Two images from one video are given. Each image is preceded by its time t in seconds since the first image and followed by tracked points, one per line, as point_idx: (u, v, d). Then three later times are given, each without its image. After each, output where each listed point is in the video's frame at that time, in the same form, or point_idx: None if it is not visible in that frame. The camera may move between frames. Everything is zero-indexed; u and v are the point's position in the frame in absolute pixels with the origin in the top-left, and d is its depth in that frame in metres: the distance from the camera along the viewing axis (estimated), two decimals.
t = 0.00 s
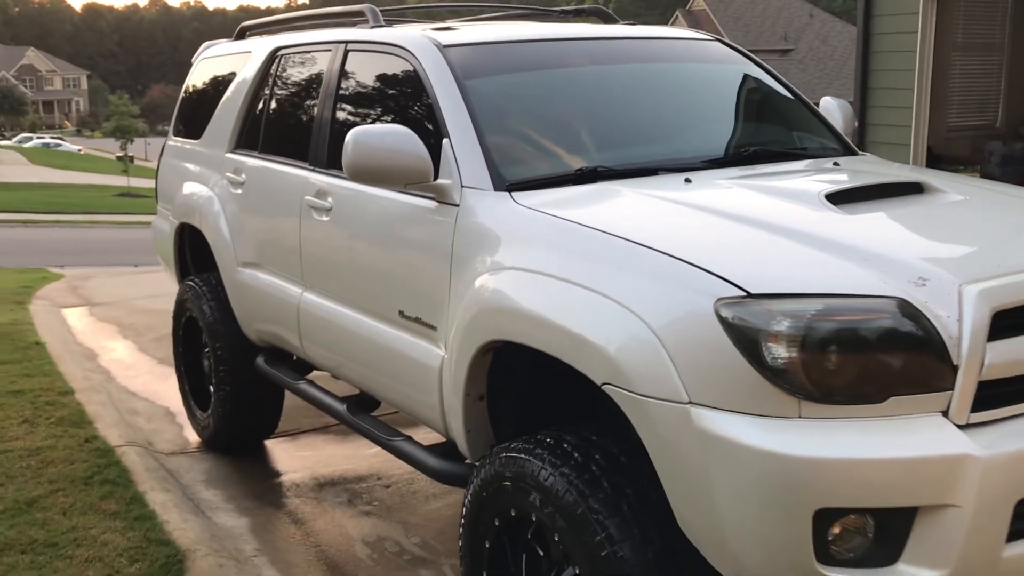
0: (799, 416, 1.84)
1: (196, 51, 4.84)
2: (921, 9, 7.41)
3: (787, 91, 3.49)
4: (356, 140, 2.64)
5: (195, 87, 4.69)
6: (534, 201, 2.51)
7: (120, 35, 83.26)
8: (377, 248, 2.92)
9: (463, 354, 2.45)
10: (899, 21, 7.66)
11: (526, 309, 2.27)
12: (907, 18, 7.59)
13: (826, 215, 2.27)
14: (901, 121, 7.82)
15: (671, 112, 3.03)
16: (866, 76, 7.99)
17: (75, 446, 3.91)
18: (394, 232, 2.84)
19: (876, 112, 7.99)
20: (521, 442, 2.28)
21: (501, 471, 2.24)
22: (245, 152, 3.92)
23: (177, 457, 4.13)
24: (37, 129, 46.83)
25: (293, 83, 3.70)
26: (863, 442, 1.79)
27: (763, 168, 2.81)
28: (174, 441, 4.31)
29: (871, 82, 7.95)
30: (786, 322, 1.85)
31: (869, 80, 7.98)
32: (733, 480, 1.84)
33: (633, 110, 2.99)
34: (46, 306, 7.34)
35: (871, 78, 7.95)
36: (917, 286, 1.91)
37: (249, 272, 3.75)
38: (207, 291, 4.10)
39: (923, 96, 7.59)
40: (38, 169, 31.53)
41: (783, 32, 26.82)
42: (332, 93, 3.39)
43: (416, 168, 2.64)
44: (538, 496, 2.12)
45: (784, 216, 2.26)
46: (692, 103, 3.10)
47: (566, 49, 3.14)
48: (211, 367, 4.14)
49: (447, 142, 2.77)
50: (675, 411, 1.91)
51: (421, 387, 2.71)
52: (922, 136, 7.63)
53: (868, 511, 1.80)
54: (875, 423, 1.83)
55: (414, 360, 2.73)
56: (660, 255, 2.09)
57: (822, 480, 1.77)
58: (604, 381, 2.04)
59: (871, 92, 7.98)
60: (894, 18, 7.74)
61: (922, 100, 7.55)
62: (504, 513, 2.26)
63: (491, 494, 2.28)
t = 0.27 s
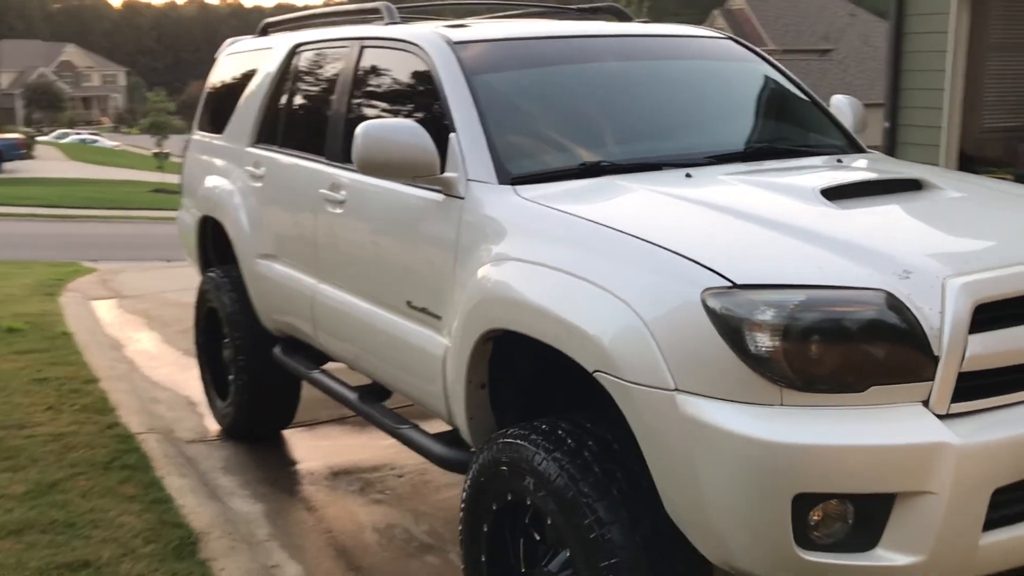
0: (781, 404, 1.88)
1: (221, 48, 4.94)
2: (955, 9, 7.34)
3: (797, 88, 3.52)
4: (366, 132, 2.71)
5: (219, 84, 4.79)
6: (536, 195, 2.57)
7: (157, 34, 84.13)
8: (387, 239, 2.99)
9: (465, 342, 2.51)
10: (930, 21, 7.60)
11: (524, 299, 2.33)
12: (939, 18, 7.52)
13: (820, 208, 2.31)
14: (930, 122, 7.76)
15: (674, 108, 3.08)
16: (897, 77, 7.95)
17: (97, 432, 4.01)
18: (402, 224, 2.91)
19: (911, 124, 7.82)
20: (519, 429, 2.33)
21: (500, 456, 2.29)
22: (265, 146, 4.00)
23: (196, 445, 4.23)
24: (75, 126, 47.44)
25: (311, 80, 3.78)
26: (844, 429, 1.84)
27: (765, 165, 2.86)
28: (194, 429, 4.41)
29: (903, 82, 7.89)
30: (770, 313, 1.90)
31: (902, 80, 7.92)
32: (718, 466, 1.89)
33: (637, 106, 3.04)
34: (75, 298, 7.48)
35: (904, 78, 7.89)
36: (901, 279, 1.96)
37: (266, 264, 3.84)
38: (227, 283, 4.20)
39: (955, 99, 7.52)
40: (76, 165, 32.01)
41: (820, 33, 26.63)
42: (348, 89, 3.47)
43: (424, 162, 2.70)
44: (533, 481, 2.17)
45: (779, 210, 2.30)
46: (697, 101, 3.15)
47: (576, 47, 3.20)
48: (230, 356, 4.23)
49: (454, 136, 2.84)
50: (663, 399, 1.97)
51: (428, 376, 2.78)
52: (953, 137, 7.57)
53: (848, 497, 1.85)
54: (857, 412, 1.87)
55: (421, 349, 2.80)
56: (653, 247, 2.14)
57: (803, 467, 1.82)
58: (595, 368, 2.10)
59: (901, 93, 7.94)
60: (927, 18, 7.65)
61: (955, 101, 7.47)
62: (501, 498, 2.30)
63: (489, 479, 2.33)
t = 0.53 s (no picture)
0: (766, 389, 1.94)
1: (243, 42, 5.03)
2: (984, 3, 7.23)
3: (807, 83, 3.54)
4: (376, 125, 2.78)
5: (241, 77, 4.87)
6: (539, 186, 2.63)
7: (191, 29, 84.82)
8: (396, 229, 3.06)
9: (467, 329, 2.58)
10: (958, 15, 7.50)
11: (523, 288, 2.39)
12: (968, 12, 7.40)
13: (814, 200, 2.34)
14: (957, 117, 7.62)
15: (681, 102, 3.13)
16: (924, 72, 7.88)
17: (119, 416, 4.12)
18: (411, 214, 2.99)
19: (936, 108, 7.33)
20: (517, 413, 2.39)
21: (498, 439, 2.36)
22: (283, 139, 4.09)
23: (215, 430, 4.32)
24: (110, 119, 47.97)
25: (328, 73, 3.85)
26: (826, 414, 1.89)
27: (768, 158, 2.89)
28: (213, 415, 4.51)
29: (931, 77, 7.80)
30: (756, 300, 1.95)
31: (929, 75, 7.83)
32: (703, 449, 1.95)
33: (643, 100, 3.09)
34: (104, 289, 7.61)
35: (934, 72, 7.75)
36: (888, 269, 1.99)
37: (284, 254, 3.93)
38: (247, 273, 4.29)
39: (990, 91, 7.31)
40: (109, 158, 32.38)
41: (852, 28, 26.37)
42: (362, 82, 3.54)
43: (431, 153, 2.77)
44: (528, 462, 2.24)
45: (774, 202, 2.34)
46: (704, 95, 3.19)
47: (585, 42, 3.25)
48: (248, 344, 4.33)
49: (460, 129, 2.91)
50: (652, 384, 2.02)
51: (433, 362, 2.85)
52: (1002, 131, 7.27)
53: (830, 480, 1.90)
54: (840, 398, 1.92)
55: (426, 337, 2.87)
56: (646, 237, 2.19)
57: (786, 449, 1.88)
58: (588, 354, 2.16)
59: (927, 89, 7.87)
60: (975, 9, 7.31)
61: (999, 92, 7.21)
62: (498, 479, 2.37)
63: (487, 461, 2.40)
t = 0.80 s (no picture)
0: (755, 373, 2.00)
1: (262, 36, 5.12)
2: None
3: (812, 78, 3.59)
4: (385, 116, 2.86)
5: (259, 70, 4.96)
6: (543, 177, 2.70)
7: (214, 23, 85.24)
8: (406, 219, 3.14)
9: (472, 315, 2.66)
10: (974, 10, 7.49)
11: (526, 275, 2.46)
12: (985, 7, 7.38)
13: (809, 191, 2.40)
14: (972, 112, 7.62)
15: (686, 95, 3.18)
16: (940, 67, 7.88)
17: (139, 400, 4.23)
18: (419, 204, 3.07)
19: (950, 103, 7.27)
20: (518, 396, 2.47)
21: (500, 421, 2.43)
22: (299, 131, 4.17)
23: (232, 414, 4.42)
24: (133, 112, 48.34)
25: (342, 67, 3.93)
26: (813, 397, 1.96)
27: (769, 150, 2.94)
28: (230, 400, 4.61)
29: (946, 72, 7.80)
30: (747, 288, 2.01)
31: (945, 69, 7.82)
32: (695, 430, 2.02)
33: (649, 93, 3.15)
34: (125, 278, 7.74)
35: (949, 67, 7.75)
36: (876, 258, 2.04)
37: (298, 243, 4.01)
38: (263, 262, 4.38)
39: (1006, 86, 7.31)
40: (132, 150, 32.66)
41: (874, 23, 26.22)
42: (374, 76, 3.62)
43: (439, 144, 2.85)
44: (528, 443, 2.32)
45: (770, 192, 2.40)
46: (709, 87, 3.25)
47: (593, 36, 3.31)
48: (264, 332, 4.42)
49: (468, 121, 2.98)
50: (647, 367, 2.09)
51: (440, 348, 2.94)
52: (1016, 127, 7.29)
53: (816, 461, 1.96)
54: (827, 381, 1.98)
55: (434, 323, 2.95)
56: (643, 226, 2.26)
57: (773, 430, 1.94)
58: (586, 339, 2.23)
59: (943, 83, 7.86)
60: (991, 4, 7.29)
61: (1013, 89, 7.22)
62: (500, 459, 2.45)
63: (490, 442, 2.48)
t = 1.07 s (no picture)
0: (742, 357, 2.09)
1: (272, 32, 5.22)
2: None
3: (808, 74, 3.67)
4: (391, 111, 2.96)
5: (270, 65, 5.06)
6: (543, 170, 2.78)
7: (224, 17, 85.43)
8: (411, 210, 3.24)
9: (474, 303, 2.76)
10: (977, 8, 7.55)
11: (526, 263, 2.55)
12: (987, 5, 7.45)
13: (799, 184, 2.49)
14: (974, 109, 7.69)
15: (684, 91, 3.27)
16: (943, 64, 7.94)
17: (152, 386, 4.34)
18: (424, 196, 3.16)
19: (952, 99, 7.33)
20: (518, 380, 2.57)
21: (501, 403, 2.53)
22: (308, 125, 4.27)
23: (242, 401, 4.53)
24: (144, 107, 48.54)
25: (350, 62, 4.02)
26: (797, 379, 2.05)
27: (764, 144, 3.03)
28: (240, 387, 4.72)
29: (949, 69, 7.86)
30: (735, 275, 2.10)
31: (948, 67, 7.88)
32: (685, 412, 2.11)
33: (648, 89, 3.24)
34: (138, 269, 7.86)
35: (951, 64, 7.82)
36: (860, 247, 2.13)
37: (307, 235, 4.11)
38: (273, 253, 4.48)
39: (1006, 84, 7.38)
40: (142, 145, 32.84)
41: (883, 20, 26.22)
42: (382, 71, 3.71)
43: (443, 138, 2.94)
44: (527, 425, 2.41)
45: (761, 184, 2.49)
46: (707, 83, 3.33)
47: (594, 33, 3.40)
48: (273, 321, 4.52)
49: (471, 116, 3.07)
50: (640, 352, 2.18)
51: (443, 335, 3.03)
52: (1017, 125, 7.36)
53: (801, 441, 2.05)
54: (812, 365, 2.07)
55: (437, 311, 3.05)
56: (638, 216, 2.35)
57: (759, 411, 2.03)
58: (583, 324, 2.33)
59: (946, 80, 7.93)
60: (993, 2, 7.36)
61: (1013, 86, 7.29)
62: (500, 440, 2.55)
63: (490, 424, 2.57)
